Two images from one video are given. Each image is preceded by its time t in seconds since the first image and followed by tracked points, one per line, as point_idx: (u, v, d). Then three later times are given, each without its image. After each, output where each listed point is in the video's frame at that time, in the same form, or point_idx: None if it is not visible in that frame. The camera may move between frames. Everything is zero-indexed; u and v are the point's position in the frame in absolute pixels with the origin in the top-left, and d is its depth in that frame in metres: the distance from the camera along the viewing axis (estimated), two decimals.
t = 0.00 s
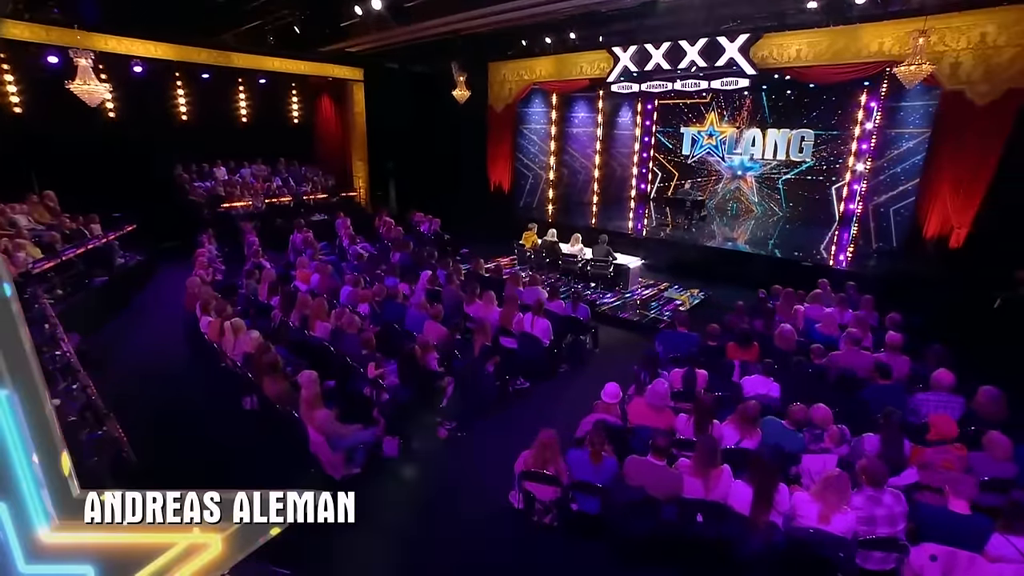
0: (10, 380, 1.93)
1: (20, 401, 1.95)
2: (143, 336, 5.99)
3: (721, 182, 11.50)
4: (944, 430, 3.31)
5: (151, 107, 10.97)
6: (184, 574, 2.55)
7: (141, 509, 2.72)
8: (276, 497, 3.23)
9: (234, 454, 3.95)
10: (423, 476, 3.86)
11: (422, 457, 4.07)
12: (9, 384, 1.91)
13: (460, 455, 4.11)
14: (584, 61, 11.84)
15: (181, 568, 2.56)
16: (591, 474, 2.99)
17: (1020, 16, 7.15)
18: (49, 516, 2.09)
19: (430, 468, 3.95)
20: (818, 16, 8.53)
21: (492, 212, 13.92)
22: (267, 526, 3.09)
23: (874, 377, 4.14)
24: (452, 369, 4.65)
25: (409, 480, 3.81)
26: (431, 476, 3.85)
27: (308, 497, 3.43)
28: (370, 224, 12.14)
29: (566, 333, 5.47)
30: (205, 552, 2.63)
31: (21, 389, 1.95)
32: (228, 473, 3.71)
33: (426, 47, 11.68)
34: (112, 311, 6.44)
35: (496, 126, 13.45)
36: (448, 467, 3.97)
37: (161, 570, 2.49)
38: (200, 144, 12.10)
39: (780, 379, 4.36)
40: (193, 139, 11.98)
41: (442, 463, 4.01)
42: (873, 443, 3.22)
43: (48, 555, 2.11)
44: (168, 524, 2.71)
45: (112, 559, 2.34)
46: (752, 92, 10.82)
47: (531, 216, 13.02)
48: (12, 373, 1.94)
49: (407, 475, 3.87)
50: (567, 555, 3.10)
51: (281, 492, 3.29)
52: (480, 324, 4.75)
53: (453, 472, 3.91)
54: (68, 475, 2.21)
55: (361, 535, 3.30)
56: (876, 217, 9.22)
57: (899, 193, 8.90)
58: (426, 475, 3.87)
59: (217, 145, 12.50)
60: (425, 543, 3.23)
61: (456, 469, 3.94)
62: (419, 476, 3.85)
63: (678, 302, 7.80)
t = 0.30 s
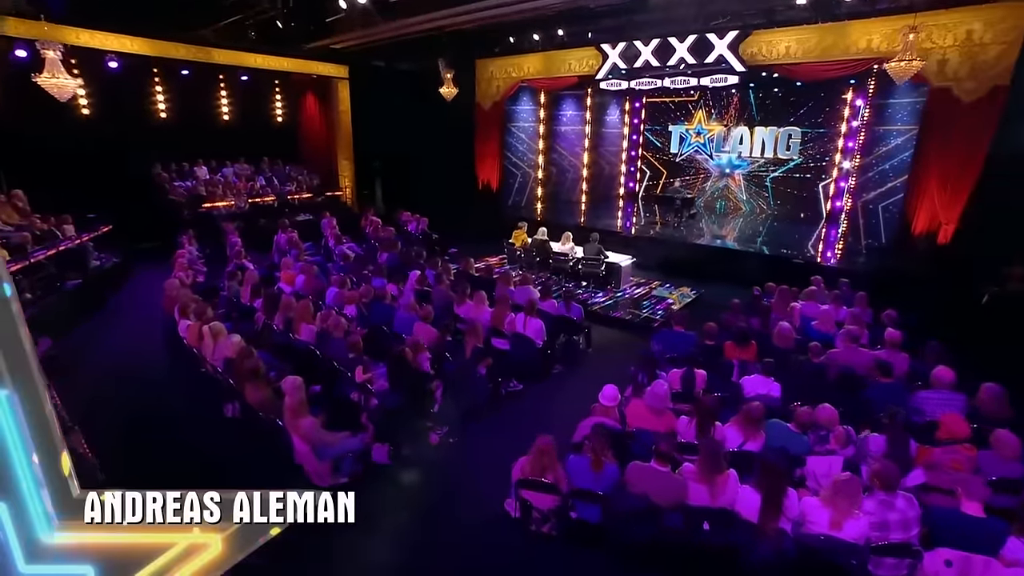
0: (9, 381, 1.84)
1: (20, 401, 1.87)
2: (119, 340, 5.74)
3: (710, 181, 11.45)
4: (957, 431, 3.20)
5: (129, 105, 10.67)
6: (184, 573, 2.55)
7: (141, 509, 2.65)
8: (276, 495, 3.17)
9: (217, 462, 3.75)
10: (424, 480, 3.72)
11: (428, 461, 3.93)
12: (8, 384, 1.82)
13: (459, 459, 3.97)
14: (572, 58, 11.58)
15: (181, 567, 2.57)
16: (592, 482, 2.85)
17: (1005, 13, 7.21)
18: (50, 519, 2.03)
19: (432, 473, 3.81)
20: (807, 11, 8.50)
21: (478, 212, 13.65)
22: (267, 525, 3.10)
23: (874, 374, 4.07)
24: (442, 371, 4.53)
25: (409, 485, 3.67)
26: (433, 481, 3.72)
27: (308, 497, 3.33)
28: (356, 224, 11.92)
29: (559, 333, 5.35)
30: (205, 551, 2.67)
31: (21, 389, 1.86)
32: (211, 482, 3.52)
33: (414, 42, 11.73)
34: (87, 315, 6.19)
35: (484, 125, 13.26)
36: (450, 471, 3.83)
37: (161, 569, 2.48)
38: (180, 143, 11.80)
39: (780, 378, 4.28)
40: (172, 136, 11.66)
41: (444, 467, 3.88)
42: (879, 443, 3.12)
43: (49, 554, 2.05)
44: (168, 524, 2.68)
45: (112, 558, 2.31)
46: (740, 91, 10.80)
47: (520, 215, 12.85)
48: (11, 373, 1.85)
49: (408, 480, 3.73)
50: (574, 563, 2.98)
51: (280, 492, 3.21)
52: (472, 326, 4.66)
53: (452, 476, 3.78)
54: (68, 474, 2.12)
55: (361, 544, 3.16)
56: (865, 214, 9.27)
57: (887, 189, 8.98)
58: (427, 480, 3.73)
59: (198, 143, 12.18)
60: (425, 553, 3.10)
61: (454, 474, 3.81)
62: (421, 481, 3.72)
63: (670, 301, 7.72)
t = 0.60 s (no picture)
0: (11, 384, 2.16)
1: (20, 403, 2.19)
2: (97, 344, 5.52)
3: (699, 179, 11.35)
4: (966, 429, 3.16)
5: (108, 102, 10.41)
6: (184, 572, 2.87)
7: (143, 510, 3.05)
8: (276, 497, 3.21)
9: (203, 470, 3.59)
10: (427, 484, 3.63)
11: (431, 465, 3.83)
12: (11, 387, 2.14)
13: (461, 462, 3.87)
14: (562, 55, 11.39)
15: (183, 567, 2.88)
16: (594, 489, 2.73)
17: (993, 10, 7.19)
18: (47, 517, 2.37)
19: (435, 476, 3.71)
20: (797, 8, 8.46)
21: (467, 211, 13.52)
22: (268, 524, 3.18)
23: (875, 371, 4.02)
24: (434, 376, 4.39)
25: (413, 489, 3.58)
26: (435, 484, 3.62)
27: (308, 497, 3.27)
28: (344, 223, 11.73)
29: (553, 333, 5.24)
30: (205, 552, 2.97)
31: (20, 392, 2.19)
32: (197, 490, 3.37)
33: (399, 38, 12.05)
34: (63, 319, 5.97)
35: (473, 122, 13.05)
36: (453, 474, 3.74)
37: (162, 568, 2.83)
38: (162, 141, 11.55)
39: (779, 377, 4.21)
40: (152, 133, 11.39)
41: (448, 469, 3.79)
42: (885, 443, 3.04)
43: (46, 557, 2.38)
44: (168, 524, 3.03)
45: (112, 560, 2.74)
46: (729, 88, 10.77)
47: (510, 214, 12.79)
48: (13, 376, 2.17)
49: (412, 484, 3.64)
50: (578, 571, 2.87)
51: (281, 492, 3.23)
52: (464, 326, 4.45)
53: (455, 480, 3.67)
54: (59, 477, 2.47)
55: (355, 554, 3.02)
56: (856, 211, 9.25)
57: (877, 186, 9.00)
58: (430, 483, 3.63)
59: (179, 142, 11.90)
60: (418, 563, 2.97)
61: (456, 477, 3.70)
62: (422, 486, 3.61)
63: (663, 299, 7.64)
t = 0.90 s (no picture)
0: None
1: None
2: (67, 350, 5.25)
3: (686, 177, 11.39)
4: (976, 428, 3.08)
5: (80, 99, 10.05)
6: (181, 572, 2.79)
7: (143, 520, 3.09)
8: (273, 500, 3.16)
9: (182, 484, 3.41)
10: (430, 491, 3.49)
11: (434, 471, 3.69)
12: None
13: (462, 468, 3.73)
14: (550, 52, 11.34)
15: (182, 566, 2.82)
16: (596, 497, 2.59)
17: (977, 8, 7.20)
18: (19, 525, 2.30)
19: (436, 482, 3.58)
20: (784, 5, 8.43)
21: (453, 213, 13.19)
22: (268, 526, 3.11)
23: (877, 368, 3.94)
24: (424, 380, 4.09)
25: (410, 495, 3.46)
26: (438, 491, 3.48)
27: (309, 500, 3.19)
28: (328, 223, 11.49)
29: (545, 333, 5.09)
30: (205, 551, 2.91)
31: None
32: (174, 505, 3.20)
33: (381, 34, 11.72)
34: (30, 324, 5.67)
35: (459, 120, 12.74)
36: (457, 480, 3.61)
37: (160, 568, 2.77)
38: (138, 140, 11.15)
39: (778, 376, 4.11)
40: (129, 132, 11.03)
41: (451, 475, 3.66)
42: (894, 443, 2.94)
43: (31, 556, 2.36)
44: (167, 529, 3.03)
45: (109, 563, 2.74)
46: (715, 87, 10.83)
47: (497, 211, 12.51)
48: None
49: (415, 490, 3.50)
50: None
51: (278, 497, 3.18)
52: (455, 328, 4.41)
53: (458, 487, 3.53)
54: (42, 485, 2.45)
55: (344, 567, 2.86)
56: (844, 207, 9.26)
57: (865, 183, 8.99)
58: (433, 491, 3.49)
59: (156, 141, 11.54)
60: None
61: (460, 484, 3.56)
62: (424, 493, 3.47)
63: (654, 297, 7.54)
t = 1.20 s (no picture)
0: None
1: None
2: (37, 359, 5.00)
3: (675, 178, 11.35)
4: (986, 428, 2.99)
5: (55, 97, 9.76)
6: None
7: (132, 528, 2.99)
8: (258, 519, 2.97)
9: (159, 497, 3.24)
10: (433, 498, 3.36)
11: (436, 476, 3.58)
12: None
13: (463, 476, 3.60)
14: (538, 51, 11.04)
15: None
16: (600, 509, 2.45)
17: (964, 8, 7.20)
18: None
19: (440, 487, 3.47)
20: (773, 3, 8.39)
21: (442, 214, 12.93)
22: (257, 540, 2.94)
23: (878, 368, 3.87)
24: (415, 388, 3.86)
25: (417, 501, 3.33)
26: (442, 499, 3.35)
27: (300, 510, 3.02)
28: (314, 225, 11.26)
29: (539, 335, 4.95)
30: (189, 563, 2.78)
31: None
32: (146, 525, 3.00)
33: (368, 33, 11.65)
34: None
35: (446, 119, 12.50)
36: (461, 487, 3.49)
37: None
38: (115, 139, 10.93)
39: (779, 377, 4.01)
40: (106, 129, 10.78)
41: (455, 482, 3.53)
42: (904, 445, 2.84)
43: None
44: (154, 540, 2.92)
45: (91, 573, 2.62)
46: (703, 87, 10.78)
47: (486, 212, 12.33)
48: None
49: (417, 496, 3.39)
50: None
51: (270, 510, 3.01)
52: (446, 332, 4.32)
53: (462, 495, 3.41)
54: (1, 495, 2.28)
55: None
56: (834, 207, 9.30)
57: (854, 182, 9.01)
58: (437, 497, 3.37)
59: (135, 141, 11.27)
60: None
61: (464, 491, 3.44)
62: (424, 501, 3.34)
63: (647, 298, 7.44)
